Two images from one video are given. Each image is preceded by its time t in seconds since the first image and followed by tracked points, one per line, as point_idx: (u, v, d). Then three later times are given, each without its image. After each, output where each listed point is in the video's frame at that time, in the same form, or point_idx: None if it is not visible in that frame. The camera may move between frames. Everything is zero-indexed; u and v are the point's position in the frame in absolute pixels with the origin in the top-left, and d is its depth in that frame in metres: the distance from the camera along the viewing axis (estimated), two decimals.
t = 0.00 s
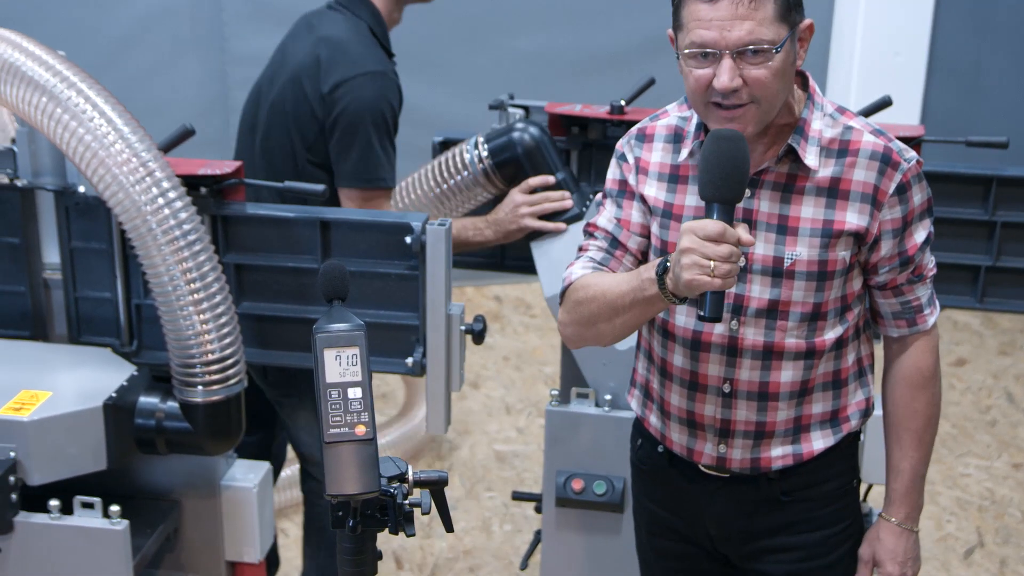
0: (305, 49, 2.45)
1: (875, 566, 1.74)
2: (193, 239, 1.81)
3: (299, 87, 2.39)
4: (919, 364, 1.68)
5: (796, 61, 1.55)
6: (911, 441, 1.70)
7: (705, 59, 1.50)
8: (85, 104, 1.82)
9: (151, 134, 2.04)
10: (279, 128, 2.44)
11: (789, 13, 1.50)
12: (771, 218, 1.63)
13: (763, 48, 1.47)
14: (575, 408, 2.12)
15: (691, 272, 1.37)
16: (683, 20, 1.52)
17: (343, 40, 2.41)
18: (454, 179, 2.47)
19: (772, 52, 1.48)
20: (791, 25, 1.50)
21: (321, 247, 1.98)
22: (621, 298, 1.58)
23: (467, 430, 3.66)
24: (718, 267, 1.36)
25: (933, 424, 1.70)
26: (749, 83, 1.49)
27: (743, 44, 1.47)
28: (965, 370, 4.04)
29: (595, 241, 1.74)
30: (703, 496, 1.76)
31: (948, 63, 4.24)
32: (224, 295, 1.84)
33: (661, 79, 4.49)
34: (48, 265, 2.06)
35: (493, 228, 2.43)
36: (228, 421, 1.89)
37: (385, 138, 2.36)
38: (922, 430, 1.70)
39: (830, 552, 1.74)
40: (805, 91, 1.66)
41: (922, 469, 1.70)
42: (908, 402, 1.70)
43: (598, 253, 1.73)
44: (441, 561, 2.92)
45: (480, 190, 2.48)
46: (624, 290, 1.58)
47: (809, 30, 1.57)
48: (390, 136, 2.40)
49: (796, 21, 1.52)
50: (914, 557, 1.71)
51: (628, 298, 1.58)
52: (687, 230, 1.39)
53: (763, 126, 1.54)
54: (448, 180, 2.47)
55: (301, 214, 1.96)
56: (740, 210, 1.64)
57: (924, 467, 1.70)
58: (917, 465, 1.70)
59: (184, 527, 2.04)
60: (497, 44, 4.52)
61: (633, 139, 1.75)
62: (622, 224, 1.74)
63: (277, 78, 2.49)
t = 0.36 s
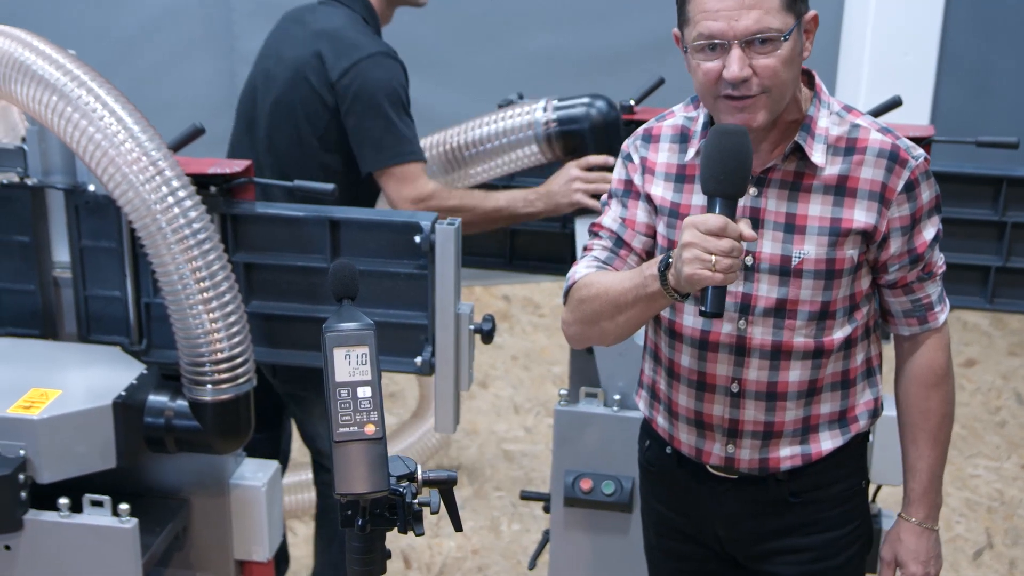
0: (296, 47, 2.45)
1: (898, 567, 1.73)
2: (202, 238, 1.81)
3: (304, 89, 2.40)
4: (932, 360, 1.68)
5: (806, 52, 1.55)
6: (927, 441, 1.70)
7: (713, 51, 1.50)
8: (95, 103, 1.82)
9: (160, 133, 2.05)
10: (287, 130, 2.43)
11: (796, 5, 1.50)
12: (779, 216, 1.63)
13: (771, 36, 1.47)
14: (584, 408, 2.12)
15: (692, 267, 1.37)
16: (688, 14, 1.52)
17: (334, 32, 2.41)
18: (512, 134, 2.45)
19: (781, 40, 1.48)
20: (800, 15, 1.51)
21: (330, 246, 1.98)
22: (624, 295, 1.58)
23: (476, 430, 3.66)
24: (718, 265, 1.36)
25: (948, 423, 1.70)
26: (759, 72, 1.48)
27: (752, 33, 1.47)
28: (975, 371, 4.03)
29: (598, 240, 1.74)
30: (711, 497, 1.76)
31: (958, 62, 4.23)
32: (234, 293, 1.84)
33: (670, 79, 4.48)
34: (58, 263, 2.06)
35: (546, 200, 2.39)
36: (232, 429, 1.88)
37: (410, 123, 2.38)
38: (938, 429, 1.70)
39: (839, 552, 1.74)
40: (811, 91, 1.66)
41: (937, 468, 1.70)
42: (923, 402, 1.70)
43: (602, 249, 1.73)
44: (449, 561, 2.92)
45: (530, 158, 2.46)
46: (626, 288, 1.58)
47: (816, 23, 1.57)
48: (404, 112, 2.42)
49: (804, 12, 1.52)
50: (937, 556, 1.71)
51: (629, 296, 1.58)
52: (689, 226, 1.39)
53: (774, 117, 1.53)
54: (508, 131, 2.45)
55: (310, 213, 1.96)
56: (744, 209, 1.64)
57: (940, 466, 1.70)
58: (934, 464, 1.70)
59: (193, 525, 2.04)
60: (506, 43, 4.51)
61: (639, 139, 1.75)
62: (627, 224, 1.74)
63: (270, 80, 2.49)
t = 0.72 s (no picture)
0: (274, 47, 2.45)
1: (895, 567, 1.72)
2: (211, 237, 1.81)
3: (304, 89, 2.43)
4: (937, 359, 1.67)
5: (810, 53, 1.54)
6: (930, 440, 1.69)
7: (721, 57, 1.50)
8: (104, 102, 1.82)
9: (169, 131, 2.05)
10: (297, 131, 2.49)
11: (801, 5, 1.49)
12: (784, 217, 1.62)
13: (779, 40, 1.47)
14: (591, 408, 2.12)
15: (700, 268, 1.37)
16: (693, 21, 1.52)
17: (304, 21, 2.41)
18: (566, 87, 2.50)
19: (787, 44, 1.47)
20: (804, 17, 1.50)
21: (339, 246, 1.98)
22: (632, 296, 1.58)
23: (483, 429, 3.66)
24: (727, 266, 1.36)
25: (951, 423, 1.70)
26: (767, 77, 1.48)
27: (760, 38, 1.47)
28: (984, 371, 4.03)
29: (604, 241, 1.74)
30: (718, 497, 1.76)
31: (968, 62, 4.21)
32: (242, 292, 1.85)
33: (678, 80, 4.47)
34: (68, 262, 2.06)
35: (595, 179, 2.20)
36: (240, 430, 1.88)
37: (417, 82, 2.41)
38: (941, 428, 1.69)
39: (846, 552, 1.73)
40: (816, 90, 1.66)
41: (939, 467, 1.69)
42: (927, 400, 1.69)
43: (610, 250, 1.72)
44: (456, 560, 2.92)
45: (566, 121, 2.47)
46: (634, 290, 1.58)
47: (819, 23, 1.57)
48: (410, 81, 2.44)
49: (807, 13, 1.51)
50: (935, 556, 1.70)
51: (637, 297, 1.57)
52: (696, 227, 1.39)
53: (783, 118, 1.53)
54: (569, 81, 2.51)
55: (319, 212, 1.96)
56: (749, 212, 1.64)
57: (941, 465, 1.69)
58: (936, 463, 1.69)
59: (201, 524, 2.04)
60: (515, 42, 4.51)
61: (644, 139, 1.75)
62: (633, 224, 1.73)
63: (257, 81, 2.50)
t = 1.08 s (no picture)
0: (347, 61, 2.32)
1: (908, 567, 1.72)
2: (219, 237, 1.81)
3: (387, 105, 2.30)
4: (945, 362, 1.67)
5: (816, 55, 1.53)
6: (938, 440, 1.69)
7: (727, 60, 1.49)
8: (113, 101, 1.82)
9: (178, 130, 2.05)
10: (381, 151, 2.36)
11: (806, 8, 1.49)
12: (790, 217, 1.62)
13: (786, 43, 1.46)
14: (599, 408, 2.12)
15: (714, 273, 1.36)
16: (700, 23, 1.52)
17: (364, 29, 2.28)
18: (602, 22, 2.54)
19: (793, 47, 1.47)
20: (809, 19, 1.49)
21: (346, 245, 1.98)
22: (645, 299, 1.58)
23: (491, 429, 3.66)
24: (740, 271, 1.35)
25: (958, 423, 1.69)
26: (772, 80, 1.47)
27: (766, 41, 1.46)
28: (992, 372, 4.02)
29: (610, 243, 1.73)
30: (724, 497, 1.76)
31: (977, 63, 4.21)
32: (251, 293, 1.84)
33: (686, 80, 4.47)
34: (75, 261, 2.07)
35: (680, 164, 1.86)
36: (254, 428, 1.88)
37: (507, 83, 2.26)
38: (949, 428, 1.69)
39: (852, 554, 1.73)
40: (821, 91, 1.65)
41: (948, 466, 1.69)
42: (934, 401, 1.69)
43: (617, 253, 1.72)
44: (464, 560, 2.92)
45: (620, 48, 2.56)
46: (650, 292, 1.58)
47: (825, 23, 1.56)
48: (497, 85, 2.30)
49: (813, 14, 1.51)
50: (948, 556, 1.70)
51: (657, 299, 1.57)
52: (710, 232, 1.39)
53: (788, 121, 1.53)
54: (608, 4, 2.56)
55: (327, 211, 1.97)
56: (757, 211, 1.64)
57: (952, 466, 1.69)
58: (945, 463, 1.69)
59: (209, 523, 2.05)
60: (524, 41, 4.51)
61: (650, 140, 1.75)
62: (640, 224, 1.73)
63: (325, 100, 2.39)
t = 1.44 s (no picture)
0: (469, 62, 2.22)
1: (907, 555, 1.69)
2: (226, 236, 1.81)
3: (503, 115, 2.20)
4: (954, 355, 1.66)
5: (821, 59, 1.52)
6: (946, 431, 1.68)
7: (731, 74, 1.49)
8: (120, 101, 1.82)
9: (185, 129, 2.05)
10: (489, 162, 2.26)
11: (808, 15, 1.48)
12: (801, 221, 1.63)
13: (789, 56, 1.46)
14: (607, 407, 2.11)
15: (723, 281, 1.37)
16: (702, 37, 1.51)
17: (489, 32, 2.20)
18: None
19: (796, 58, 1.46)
20: (812, 26, 1.48)
21: (353, 244, 1.98)
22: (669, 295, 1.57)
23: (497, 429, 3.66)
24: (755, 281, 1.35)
25: (967, 413, 1.68)
26: (781, 93, 1.47)
27: (769, 55, 1.46)
28: (1000, 373, 4.02)
29: (621, 246, 1.74)
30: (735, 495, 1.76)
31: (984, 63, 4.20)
32: (258, 292, 1.84)
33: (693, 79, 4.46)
34: (84, 260, 2.08)
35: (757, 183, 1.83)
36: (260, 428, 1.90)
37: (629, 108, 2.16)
38: (959, 417, 1.67)
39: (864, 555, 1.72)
40: (829, 91, 1.65)
41: (954, 456, 1.68)
42: (945, 393, 1.68)
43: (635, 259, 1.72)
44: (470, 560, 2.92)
45: None
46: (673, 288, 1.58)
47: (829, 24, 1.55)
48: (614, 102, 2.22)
49: (816, 19, 1.49)
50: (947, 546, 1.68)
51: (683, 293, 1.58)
52: (717, 240, 1.39)
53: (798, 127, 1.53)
54: None
55: (334, 211, 1.96)
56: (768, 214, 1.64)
57: (957, 455, 1.68)
58: (953, 453, 1.68)
59: (216, 522, 2.05)
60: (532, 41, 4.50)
61: (659, 142, 1.74)
62: (651, 228, 1.74)
63: (435, 98, 2.29)
